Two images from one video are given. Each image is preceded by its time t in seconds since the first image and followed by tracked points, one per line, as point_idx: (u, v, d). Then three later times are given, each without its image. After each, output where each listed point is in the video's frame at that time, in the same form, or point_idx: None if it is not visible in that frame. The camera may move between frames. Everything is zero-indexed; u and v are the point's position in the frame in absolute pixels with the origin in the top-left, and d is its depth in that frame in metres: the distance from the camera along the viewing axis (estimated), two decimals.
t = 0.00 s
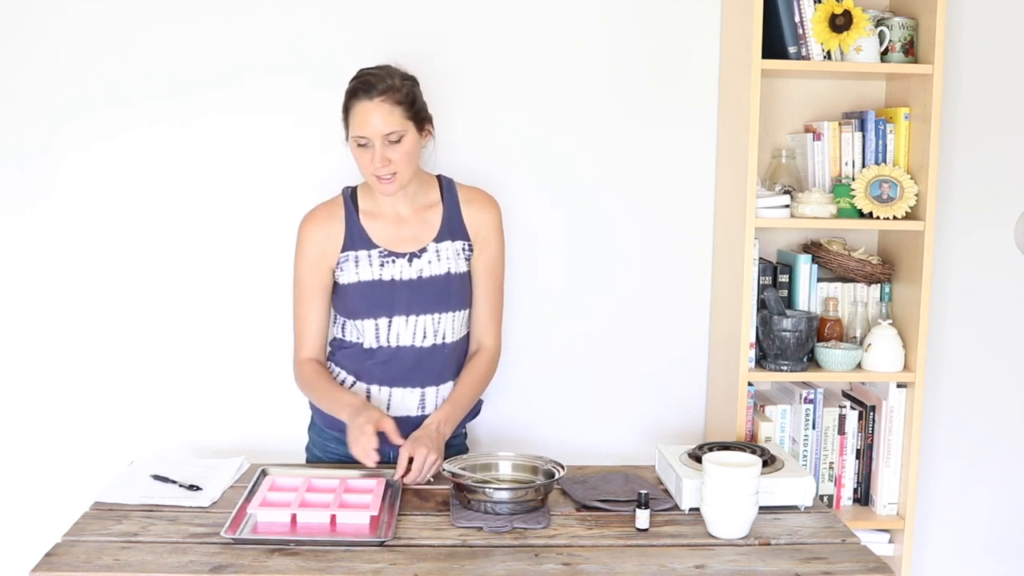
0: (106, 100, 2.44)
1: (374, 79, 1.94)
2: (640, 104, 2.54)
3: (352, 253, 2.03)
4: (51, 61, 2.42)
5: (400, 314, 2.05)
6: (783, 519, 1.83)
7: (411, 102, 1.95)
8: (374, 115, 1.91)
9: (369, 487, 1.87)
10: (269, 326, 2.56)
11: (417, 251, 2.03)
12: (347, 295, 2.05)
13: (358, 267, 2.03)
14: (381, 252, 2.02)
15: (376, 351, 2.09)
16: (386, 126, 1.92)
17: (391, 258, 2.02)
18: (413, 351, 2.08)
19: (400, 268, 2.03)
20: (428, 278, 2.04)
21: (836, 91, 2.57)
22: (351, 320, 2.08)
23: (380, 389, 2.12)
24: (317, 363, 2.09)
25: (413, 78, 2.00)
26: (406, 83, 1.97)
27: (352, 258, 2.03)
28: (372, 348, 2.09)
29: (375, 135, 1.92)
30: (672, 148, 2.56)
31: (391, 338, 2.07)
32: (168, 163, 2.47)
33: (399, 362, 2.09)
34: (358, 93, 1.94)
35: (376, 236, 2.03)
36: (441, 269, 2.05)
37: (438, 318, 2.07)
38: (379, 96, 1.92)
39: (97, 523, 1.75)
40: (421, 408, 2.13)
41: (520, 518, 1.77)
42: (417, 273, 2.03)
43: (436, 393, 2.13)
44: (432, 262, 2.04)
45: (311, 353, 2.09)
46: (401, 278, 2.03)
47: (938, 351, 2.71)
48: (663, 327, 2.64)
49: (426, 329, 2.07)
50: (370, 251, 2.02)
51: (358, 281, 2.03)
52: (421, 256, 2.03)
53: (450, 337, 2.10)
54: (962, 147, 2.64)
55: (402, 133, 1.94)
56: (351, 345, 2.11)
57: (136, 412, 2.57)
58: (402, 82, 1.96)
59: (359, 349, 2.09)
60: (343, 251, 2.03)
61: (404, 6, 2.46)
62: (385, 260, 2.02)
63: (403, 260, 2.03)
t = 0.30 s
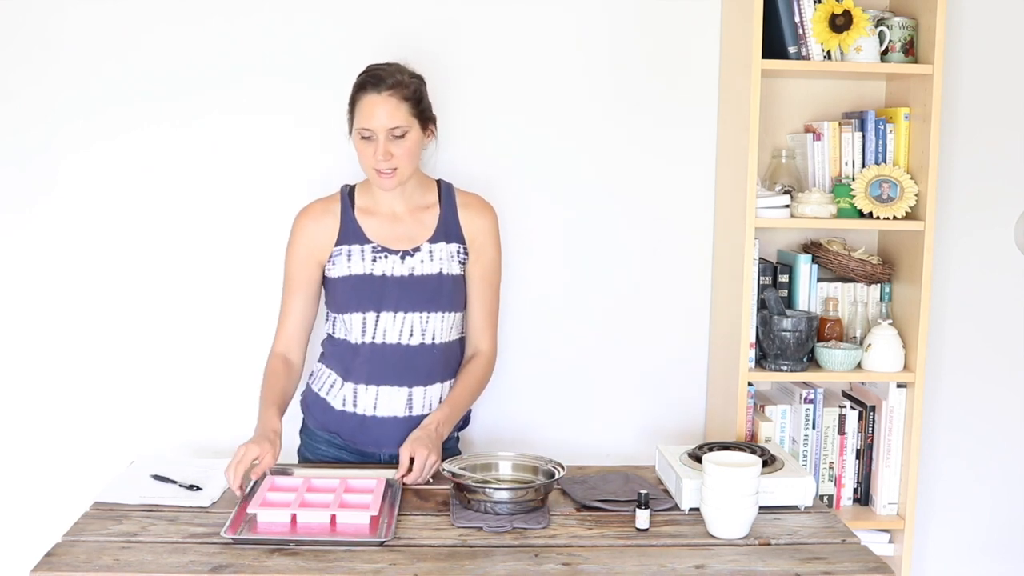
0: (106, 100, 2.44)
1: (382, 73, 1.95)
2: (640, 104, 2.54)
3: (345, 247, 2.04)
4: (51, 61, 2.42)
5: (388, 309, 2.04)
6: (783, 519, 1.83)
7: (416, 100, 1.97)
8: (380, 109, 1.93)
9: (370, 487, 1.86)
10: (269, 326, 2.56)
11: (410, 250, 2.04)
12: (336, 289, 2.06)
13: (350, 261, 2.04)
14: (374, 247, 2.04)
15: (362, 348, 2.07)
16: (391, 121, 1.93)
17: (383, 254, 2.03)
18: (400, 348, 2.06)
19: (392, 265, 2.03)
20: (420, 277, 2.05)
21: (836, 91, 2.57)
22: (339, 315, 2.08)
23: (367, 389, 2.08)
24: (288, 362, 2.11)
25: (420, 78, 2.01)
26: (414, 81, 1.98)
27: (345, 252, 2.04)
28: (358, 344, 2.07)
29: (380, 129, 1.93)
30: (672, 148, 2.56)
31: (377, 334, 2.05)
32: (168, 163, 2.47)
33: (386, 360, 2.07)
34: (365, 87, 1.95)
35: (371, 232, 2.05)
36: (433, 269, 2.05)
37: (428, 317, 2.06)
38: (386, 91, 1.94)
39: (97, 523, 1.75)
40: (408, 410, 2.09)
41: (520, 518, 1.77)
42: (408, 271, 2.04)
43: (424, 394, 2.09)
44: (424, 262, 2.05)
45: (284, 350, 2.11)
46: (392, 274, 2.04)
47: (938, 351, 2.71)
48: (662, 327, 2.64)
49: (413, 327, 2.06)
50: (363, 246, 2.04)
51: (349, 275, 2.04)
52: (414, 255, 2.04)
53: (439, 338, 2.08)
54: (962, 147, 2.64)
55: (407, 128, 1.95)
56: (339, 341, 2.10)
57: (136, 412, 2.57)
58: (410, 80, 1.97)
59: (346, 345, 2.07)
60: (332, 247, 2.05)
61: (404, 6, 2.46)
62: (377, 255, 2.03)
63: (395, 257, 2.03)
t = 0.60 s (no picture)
0: (106, 100, 2.44)
1: (388, 72, 1.96)
2: (640, 104, 2.54)
3: (341, 246, 2.05)
4: (51, 61, 2.42)
5: (383, 307, 2.05)
6: (783, 518, 1.83)
7: (420, 101, 1.98)
8: (385, 107, 1.93)
9: (379, 487, 1.85)
10: (268, 325, 2.56)
11: (405, 249, 2.04)
12: (332, 287, 2.06)
13: (345, 260, 2.04)
14: (370, 247, 2.04)
15: (355, 346, 2.07)
16: (396, 120, 1.93)
17: (379, 253, 2.04)
18: (393, 347, 2.06)
19: (388, 263, 2.04)
20: (415, 275, 2.05)
21: (836, 91, 2.57)
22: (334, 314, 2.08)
23: (360, 386, 2.08)
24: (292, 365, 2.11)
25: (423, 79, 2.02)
26: (418, 82, 1.99)
27: (341, 251, 2.04)
28: (351, 343, 2.07)
29: (385, 127, 1.93)
30: (672, 148, 2.56)
31: (371, 332, 2.06)
32: (168, 163, 2.48)
33: (380, 358, 2.07)
34: (370, 85, 1.95)
35: (368, 233, 2.05)
36: (428, 268, 2.05)
37: (422, 316, 2.06)
38: (392, 90, 1.94)
39: (97, 523, 1.75)
40: (401, 408, 2.08)
41: (520, 518, 1.77)
42: (403, 270, 2.04)
43: (417, 393, 2.09)
44: (419, 261, 2.05)
45: (287, 353, 2.11)
46: (387, 273, 2.04)
47: (938, 351, 2.71)
48: (662, 327, 2.64)
49: (407, 325, 2.06)
50: (359, 245, 2.04)
51: (344, 273, 2.04)
52: (409, 254, 2.04)
53: (434, 337, 2.08)
54: (962, 147, 2.64)
55: (411, 128, 1.95)
56: (333, 340, 2.10)
57: (136, 412, 2.57)
58: (414, 80, 1.98)
59: (339, 344, 2.07)
60: (329, 246, 2.06)
61: (403, 6, 2.46)
62: (373, 254, 2.04)
63: (391, 256, 2.04)
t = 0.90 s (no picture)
0: (106, 100, 2.44)
1: (388, 74, 1.96)
2: (640, 104, 2.54)
3: (342, 246, 2.04)
4: (51, 61, 2.42)
5: (385, 307, 2.05)
6: (783, 518, 1.83)
7: (420, 102, 1.98)
8: (386, 109, 1.93)
9: (402, 487, 1.85)
10: (268, 325, 2.56)
11: (407, 250, 2.04)
12: (333, 288, 2.06)
13: (347, 260, 2.04)
14: (371, 247, 2.04)
15: (356, 346, 2.07)
16: (397, 122, 1.93)
17: (380, 253, 2.03)
18: (396, 347, 2.07)
19: (390, 264, 2.04)
20: (417, 276, 2.05)
21: (836, 91, 2.57)
22: (334, 314, 2.08)
23: (362, 386, 2.08)
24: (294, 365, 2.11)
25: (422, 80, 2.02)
26: (418, 83, 1.99)
27: (342, 251, 2.04)
28: (353, 343, 2.07)
29: (386, 129, 1.93)
30: (672, 148, 2.56)
31: (373, 332, 2.06)
32: (169, 163, 2.48)
33: (381, 359, 2.07)
34: (370, 87, 1.95)
35: (369, 233, 2.05)
36: (430, 268, 2.05)
37: (424, 316, 2.06)
38: (392, 91, 1.94)
39: (97, 523, 1.75)
40: (403, 408, 2.09)
41: (520, 518, 1.77)
42: (405, 271, 2.04)
43: (419, 394, 2.09)
44: (421, 262, 2.05)
45: (290, 353, 2.11)
46: (389, 273, 2.04)
47: (938, 351, 2.71)
48: (662, 327, 2.64)
49: (409, 325, 2.06)
50: (361, 246, 2.04)
51: (346, 273, 2.04)
52: (411, 255, 2.04)
53: (436, 337, 2.08)
54: (962, 147, 2.64)
55: (412, 129, 1.95)
56: (333, 341, 2.10)
57: (136, 412, 2.57)
58: (414, 81, 1.98)
59: (340, 345, 2.07)
60: (330, 246, 2.05)
61: (403, 6, 2.46)
62: (374, 254, 2.03)
63: (392, 257, 2.04)
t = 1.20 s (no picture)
0: (106, 100, 2.44)
1: (380, 76, 1.96)
2: (640, 104, 2.54)
3: (343, 246, 2.04)
4: (51, 61, 2.42)
5: (386, 308, 2.04)
6: (783, 518, 1.83)
7: (414, 102, 1.98)
8: (380, 111, 1.93)
9: (413, 487, 1.85)
10: (268, 325, 2.56)
11: (408, 251, 2.04)
12: (334, 288, 2.06)
13: (348, 260, 2.04)
14: (372, 248, 2.04)
15: (357, 346, 2.07)
16: (392, 124, 1.93)
17: (381, 254, 2.04)
18: (397, 348, 2.07)
19: (391, 265, 2.04)
20: (418, 277, 2.05)
21: (837, 91, 2.57)
22: (335, 314, 2.08)
23: (362, 386, 2.08)
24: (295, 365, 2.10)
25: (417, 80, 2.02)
26: (412, 83, 1.99)
27: (343, 251, 2.04)
28: (354, 343, 2.07)
29: (380, 132, 1.93)
30: (673, 148, 2.56)
31: (375, 332, 2.06)
32: (169, 163, 2.48)
33: (382, 359, 2.07)
34: (363, 90, 1.95)
35: (370, 233, 2.05)
36: (431, 270, 2.05)
37: (426, 317, 2.06)
38: (385, 93, 1.94)
39: (97, 523, 1.75)
40: (403, 408, 2.09)
41: (520, 518, 1.77)
42: (406, 271, 2.04)
43: (419, 394, 2.09)
44: (422, 263, 2.05)
45: (292, 352, 2.11)
46: (391, 274, 2.04)
47: (938, 351, 2.71)
48: (662, 327, 2.64)
49: (411, 326, 2.06)
50: (362, 246, 2.04)
51: (347, 274, 2.04)
52: (412, 255, 2.04)
53: (437, 338, 2.08)
54: (963, 147, 2.64)
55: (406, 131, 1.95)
56: (333, 341, 2.09)
57: (136, 412, 2.57)
58: (407, 82, 1.98)
59: (341, 345, 2.07)
60: (331, 246, 2.05)
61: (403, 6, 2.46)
62: (376, 255, 2.03)
63: (394, 257, 2.04)
